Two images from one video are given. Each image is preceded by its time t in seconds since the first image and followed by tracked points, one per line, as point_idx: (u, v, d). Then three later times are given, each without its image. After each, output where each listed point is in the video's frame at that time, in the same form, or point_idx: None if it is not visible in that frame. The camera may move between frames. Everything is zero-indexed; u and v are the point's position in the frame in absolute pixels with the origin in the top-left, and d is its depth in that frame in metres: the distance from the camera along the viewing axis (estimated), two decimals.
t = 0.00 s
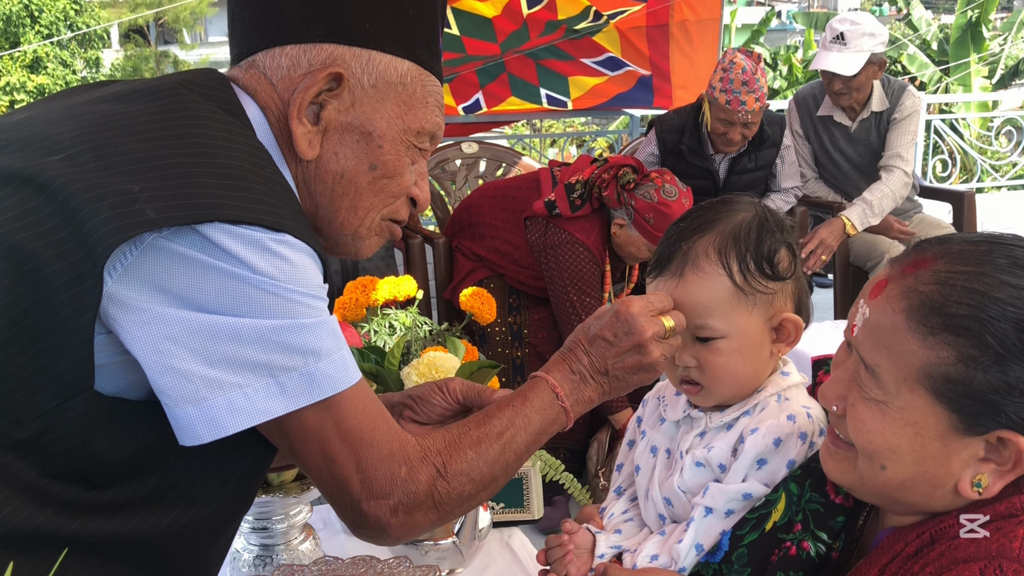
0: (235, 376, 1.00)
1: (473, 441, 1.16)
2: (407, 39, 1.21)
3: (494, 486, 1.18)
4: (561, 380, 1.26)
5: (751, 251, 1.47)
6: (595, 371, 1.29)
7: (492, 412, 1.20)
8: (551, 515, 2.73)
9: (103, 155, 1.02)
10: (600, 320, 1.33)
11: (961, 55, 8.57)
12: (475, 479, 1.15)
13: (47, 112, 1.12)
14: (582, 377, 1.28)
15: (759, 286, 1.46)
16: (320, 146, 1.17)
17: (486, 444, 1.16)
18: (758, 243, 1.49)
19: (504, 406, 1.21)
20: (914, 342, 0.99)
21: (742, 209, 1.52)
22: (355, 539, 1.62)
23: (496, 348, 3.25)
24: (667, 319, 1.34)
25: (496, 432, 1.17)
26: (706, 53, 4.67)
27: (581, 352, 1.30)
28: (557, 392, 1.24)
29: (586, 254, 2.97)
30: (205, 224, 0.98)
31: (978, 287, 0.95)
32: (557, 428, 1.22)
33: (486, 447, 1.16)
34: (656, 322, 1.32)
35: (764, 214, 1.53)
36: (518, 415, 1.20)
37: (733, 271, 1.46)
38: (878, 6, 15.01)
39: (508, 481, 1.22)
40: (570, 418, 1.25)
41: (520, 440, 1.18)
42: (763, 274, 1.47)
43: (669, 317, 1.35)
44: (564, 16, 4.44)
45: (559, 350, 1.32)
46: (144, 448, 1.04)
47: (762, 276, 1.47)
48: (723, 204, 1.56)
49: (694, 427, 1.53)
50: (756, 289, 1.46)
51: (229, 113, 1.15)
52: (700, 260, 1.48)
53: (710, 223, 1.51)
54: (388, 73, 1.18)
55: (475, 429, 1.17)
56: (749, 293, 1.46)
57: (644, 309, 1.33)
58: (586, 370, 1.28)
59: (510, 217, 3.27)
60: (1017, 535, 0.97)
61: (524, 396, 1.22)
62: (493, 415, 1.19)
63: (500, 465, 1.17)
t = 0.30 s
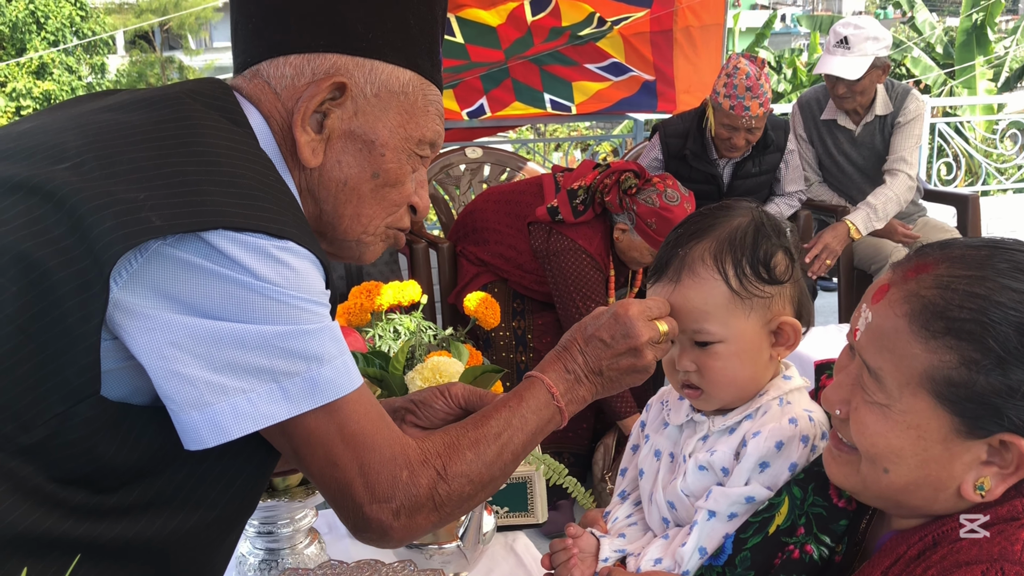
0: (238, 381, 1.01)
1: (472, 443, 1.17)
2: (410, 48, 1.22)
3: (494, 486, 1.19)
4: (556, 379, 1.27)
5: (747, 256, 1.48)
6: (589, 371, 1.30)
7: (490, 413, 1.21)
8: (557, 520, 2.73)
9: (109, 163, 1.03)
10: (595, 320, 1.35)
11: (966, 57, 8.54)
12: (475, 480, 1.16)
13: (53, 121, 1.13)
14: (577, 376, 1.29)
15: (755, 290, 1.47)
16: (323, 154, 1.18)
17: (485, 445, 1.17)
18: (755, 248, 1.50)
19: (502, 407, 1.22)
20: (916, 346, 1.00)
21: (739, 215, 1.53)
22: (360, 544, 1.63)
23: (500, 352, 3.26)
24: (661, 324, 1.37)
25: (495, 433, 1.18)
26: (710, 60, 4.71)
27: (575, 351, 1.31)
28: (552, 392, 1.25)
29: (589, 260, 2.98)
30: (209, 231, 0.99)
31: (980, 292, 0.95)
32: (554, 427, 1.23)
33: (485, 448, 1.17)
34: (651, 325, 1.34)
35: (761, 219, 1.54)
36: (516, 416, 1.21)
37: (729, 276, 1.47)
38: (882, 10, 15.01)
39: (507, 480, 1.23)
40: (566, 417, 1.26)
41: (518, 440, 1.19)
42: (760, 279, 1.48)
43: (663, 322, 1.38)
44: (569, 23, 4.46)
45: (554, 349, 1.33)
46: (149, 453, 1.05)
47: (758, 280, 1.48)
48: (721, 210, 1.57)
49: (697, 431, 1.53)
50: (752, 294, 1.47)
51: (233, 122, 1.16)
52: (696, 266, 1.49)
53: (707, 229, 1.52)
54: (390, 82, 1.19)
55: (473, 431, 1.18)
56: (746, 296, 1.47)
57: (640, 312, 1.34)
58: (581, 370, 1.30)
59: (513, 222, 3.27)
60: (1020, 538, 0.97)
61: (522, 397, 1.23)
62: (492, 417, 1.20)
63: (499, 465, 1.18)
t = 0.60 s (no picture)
0: (240, 387, 1.02)
1: (472, 447, 1.18)
2: (410, 58, 1.23)
3: (494, 489, 1.20)
4: (554, 384, 1.28)
5: (745, 259, 1.49)
6: (587, 375, 1.31)
7: (489, 417, 1.22)
8: (561, 524, 2.74)
9: (113, 172, 1.04)
10: (594, 324, 1.36)
11: (971, 61, 8.51)
12: (475, 483, 1.17)
13: (57, 131, 1.15)
14: (575, 380, 1.30)
15: (753, 292, 1.48)
16: (324, 161, 1.20)
17: (484, 449, 1.18)
18: (752, 252, 1.52)
19: (501, 411, 1.23)
20: (914, 351, 1.01)
21: (737, 219, 1.55)
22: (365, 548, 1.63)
23: (504, 357, 3.30)
24: (660, 327, 1.38)
25: (494, 437, 1.19)
26: (714, 63, 4.70)
27: (574, 355, 1.32)
28: (550, 396, 1.26)
29: (592, 264, 2.99)
30: (211, 239, 1.01)
31: (977, 297, 0.96)
32: (553, 430, 1.24)
33: (484, 452, 1.18)
34: (648, 329, 1.36)
35: (759, 223, 1.55)
36: (515, 420, 1.22)
37: (727, 279, 1.48)
38: (886, 14, 15.00)
39: (507, 483, 1.24)
40: (564, 420, 1.27)
41: (516, 443, 1.20)
42: (758, 281, 1.49)
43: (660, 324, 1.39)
44: (573, 29, 4.39)
45: (552, 352, 1.34)
46: (152, 457, 1.07)
47: (756, 283, 1.49)
48: (719, 215, 1.59)
49: (699, 435, 1.54)
50: (750, 296, 1.48)
51: (234, 131, 1.17)
52: (695, 269, 1.51)
53: (705, 233, 1.54)
54: (390, 90, 1.20)
55: (472, 435, 1.19)
56: (744, 299, 1.48)
57: (638, 315, 1.36)
58: (579, 373, 1.31)
59: (517, 227, 3.29)
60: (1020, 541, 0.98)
61: (521, 401, 1.24)
62: (492, 421, 1.21)
63: (498, 468, 1.19)
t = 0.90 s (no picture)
0: (250, 392, 1.03)
1: (479, 451, 1.19)
2: (412, 68, 1.25)
3: (500, 493, 1.21)
4: (559, 391, 1.29)
5: (742, 265, 1.50)
6: (592, 382, 1.32)
7: (496, 423, 1.23)
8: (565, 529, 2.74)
9: (123, 182, 1.05)
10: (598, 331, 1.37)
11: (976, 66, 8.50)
12: (482, 487, 1.18)
13: (68, 141, 1.16)
14: (579, 387, 1.31)
15: (750, 297, 1.49)
16: (329, 169, 1.21)
17: (491, 454, 1.19)
18: (750, 258, 1.52)
19: (508, 416, 1.24)
20: (914, 358, 1.01)
21: (735, 226, 1.56)
22: (370, 552, 1.65)
23: (508, 362, 3.27)
24: (660, 332, 1.39)
25: (501, 442, 1.20)
26: (716, 69, 4.69)
27: (578, 362, 1.33)
28: (555, 402, 1.27)
29: (597, 269, 3.00)
30: (222, 247, 1.02)
31: (977, 304, 0.97)
32: (558, 437, 1.25)
33: (491, 457, 1.19)
34: (650, 334, 1.37)
35: (756, 230, 1.56)
36: (522, 425, 1.23)
37: (724, 285, 1.49)
38: (890, 19, 14.99)
39: (514, 489, 1.25)
40: (570, 427, 1.28)
41: (523, 448, 1.21)
42: (755, 286, 1.49)
43: (660, 330, 1.40)
44: (576, 32, 4.41)
45: (557, 361, 1.35)
46: (161, 463, 1.08)
47: (753, 288, 1.49)
48: (717, 222, 1.60)
49: (702, 441, 1.55)
50: (747, 301, 1.49)
51: (241, 140, 1.18)
52: (693, 276, 1.52)
53: (703, 240, 1.55)
54: (394, 99, 1.22)
55: (479, 440, 1.20)
56: (741, 305, 1.49)
57: (638, 322, 1.37)
58: (584, 380, 1.32)
59: (521, 233, 3.30)
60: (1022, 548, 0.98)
61: (527, 406, 1.25)
62: (498, 426, 1.22)
63: (505, 473, 1.20)
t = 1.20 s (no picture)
0: (250, 398, 1.04)
1: (476, 457, 1.20)
2: (412, 79, 1.26)
3: (496, 499, 1.22)
4: (556, 399, 1.30)
5: (733, 272, 1.51)
6: (588, 389, 1.33)
7: (492, 429, 1.24)
8: (563, 534, 2.74)
9: (126, 190, 1.06)
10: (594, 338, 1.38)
11: (977, 72, 8.49)
12: (479, 493, 1.19)
13: (73, 148, 1.17)
14: (576, 395, 1.32)
15: (741, 304, 1.50)
16: (329, 179, 1.22)
17: (487, 460, 1.20)
18: (742, 265, 1.53)
19: (504, 423, 1.25)
20: (906, 366, 1.02)
21: (727, 233, 1.57)
22: (366, 556, 1.66)
23: (507, 367, 3.28)
24: (654, 338, 1.40)
25: (497, 449, 1.21)
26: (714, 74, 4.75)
27: (574, 371, 1.34)
28: (552, 409, 1.28)
29: (596, 273, 3.01)
30: (223, 255, 1.03)
31: (969, 313, 0.97)
32: (555, 444, 1.26)
33: (488, 463, 1.20)
34: (643, 339, 1.38)
35: (749, 237, 1.57)
36: (518, 432, 1.23)
37: (715, 292, 1.51)
38: (891, 24, 15.00)
39: (510, 495, 1.25)
40: (566, 435, 1.29)
41: (520, 455, 1.22)
42: (746, 293, 1.50)
43: (654, 335, 1.41)
44: (576, 37, 4.35)
45: (554, 370, 1.36)
46: (162, 467, 1.09)
47: (744, 295, 1.50)
48: (711, 229, 1.61)
49: (698, 446, 1.56)
50: (738, 308, 1.50)
51: (243, 149, 1.19)
52: (685, 283, 1.54)
53: (696, 247, 1.57)
54: (394, 111, 1.23)
55: (476, 446, 1.21)
56: (732, 311, 1.50)
57: (631, 327, 1.38)
58: (580, 388, 1.32)
59: (520, 238, 3.31)
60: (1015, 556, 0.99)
61: (523, 413, 1.26)
62: (495, 432, 1.23)
63: (502, 479, 1.21)
